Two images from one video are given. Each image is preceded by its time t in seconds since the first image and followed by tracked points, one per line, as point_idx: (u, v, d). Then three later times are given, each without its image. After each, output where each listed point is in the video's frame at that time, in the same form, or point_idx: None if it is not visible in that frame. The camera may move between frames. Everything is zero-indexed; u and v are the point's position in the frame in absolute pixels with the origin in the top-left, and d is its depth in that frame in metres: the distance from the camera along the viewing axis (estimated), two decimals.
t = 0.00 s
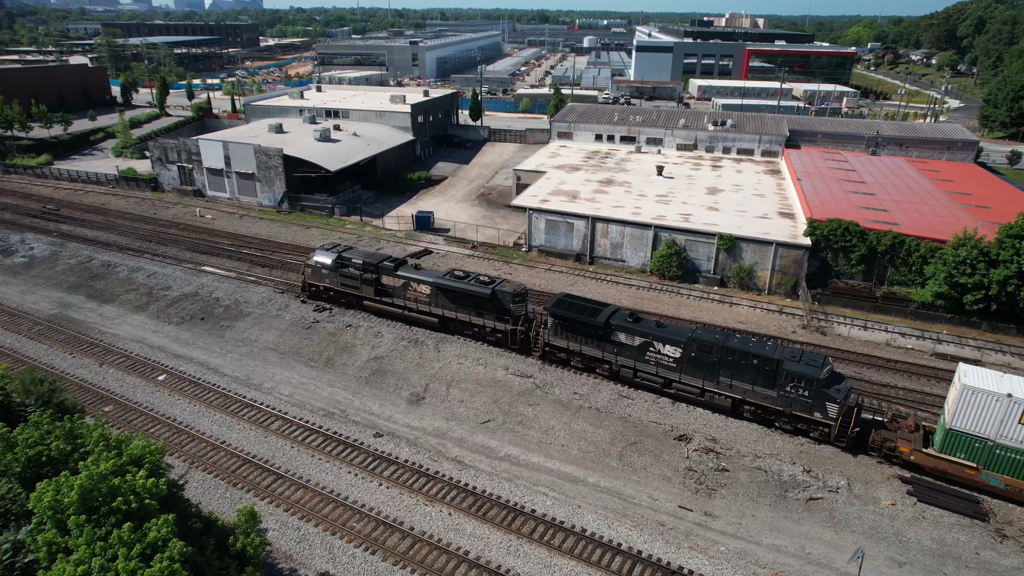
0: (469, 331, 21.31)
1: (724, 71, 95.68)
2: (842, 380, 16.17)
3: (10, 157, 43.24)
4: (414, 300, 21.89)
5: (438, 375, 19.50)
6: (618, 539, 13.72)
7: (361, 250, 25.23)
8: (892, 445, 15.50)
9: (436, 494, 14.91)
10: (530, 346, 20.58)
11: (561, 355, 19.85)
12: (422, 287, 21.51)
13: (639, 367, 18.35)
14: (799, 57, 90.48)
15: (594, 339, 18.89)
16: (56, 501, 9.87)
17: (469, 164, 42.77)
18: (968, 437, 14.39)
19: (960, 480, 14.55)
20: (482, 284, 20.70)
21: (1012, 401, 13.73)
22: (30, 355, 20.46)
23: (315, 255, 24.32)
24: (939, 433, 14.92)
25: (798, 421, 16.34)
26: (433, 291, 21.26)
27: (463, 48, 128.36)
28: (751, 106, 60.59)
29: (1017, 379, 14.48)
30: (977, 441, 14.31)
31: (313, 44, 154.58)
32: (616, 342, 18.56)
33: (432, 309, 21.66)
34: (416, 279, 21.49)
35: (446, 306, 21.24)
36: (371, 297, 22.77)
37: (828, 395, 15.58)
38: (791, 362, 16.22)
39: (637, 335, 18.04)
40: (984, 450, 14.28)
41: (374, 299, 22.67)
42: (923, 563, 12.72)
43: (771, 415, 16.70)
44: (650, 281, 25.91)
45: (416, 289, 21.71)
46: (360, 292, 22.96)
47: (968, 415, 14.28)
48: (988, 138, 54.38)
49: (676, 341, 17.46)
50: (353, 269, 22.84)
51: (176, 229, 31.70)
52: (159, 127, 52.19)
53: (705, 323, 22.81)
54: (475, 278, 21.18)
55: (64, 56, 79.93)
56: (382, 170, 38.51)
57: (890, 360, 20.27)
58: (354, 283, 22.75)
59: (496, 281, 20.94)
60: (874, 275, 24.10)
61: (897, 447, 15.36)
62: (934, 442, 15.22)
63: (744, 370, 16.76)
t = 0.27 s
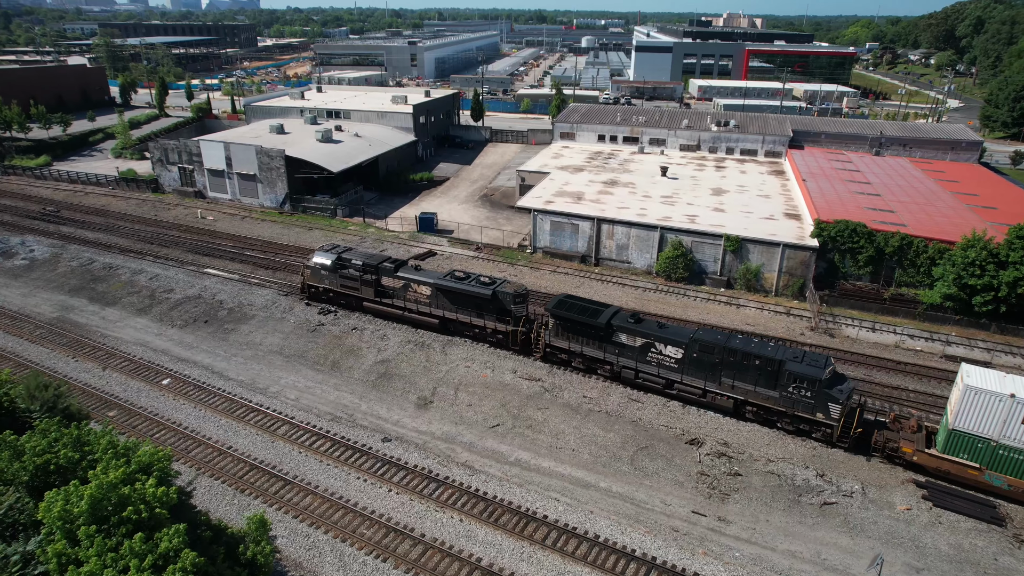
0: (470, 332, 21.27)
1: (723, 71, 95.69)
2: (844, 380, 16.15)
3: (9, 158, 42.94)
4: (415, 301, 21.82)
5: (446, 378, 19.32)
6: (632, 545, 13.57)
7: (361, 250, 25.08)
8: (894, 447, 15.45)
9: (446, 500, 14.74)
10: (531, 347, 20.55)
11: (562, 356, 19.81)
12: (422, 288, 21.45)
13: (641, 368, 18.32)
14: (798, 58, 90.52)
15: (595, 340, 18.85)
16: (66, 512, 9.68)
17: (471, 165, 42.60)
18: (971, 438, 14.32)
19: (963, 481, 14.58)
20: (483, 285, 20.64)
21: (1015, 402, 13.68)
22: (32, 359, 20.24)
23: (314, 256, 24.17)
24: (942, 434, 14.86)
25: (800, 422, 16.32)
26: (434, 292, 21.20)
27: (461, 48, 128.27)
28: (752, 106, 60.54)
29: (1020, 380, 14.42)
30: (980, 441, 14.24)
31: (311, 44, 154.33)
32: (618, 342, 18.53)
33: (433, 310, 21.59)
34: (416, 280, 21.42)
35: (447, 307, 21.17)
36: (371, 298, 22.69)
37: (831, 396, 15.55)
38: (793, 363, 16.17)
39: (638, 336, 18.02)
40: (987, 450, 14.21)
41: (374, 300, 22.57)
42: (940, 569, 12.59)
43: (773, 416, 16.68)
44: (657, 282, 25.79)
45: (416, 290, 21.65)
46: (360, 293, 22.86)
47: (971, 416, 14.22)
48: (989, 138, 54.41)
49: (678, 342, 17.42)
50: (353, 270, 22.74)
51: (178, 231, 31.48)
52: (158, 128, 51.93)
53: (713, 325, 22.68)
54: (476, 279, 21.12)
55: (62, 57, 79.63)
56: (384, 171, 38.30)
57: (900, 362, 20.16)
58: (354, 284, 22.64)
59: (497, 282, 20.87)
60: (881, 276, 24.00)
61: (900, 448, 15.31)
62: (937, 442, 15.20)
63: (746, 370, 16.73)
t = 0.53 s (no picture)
0: (470, 333, 21.23)
1: (723, 71, 95.68)
2: (846, 381, 16.05)
3: (8, 159, 42.65)
4: (415, 302, 21.76)
5: (453, 382, 19.15)
6: (645, 551, 13.41)
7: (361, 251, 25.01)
8: (897, 447, 15.46)
9: (457, 505, 14.56)
10: (532, 348, 20.62)
11: (563, 357, 19.78)
12: (422, 289, 21.41)
13: (642, 369, 18.31)
14: (798, 58, 90.49)
15: (596, 340, 18.83)
16: (75, 522, 9.50)
17: (474, 165, 42.44)
18: (973, 438, 14.28)
19: (966, 482, 14.58)
20: (483, 286, 20.59)
21: (1018, 402, 13.61)
22: (34, 363, 20.02)
23: (313, 258, 24.07)
24: (944, 434, 14.83)
25: (801, 423, 16.30)
26: (434, 293, 21.16)
27: (460, 48, 128.15)
28: (753, 106, 60.49)
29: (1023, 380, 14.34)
30: (983, 442, 14.20)
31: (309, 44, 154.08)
32: (619, 343, 18.51)
33: (433, 311, 21.53)
34: (416, 280, 21.41)
35: (447, 308, 21.12)
36: (371, 299, 22.63)
37: (833, 397, 15.49)
38: (795, 363, 16.12)
39: (640, 337, 18.01)
40: (989, 451, 14.17)
41: (374, 301, 22.51)
42: (958, 575, 12.46)
43: (775, 417, 16.67)
44: (663, 284, 25.67)
45: (416, 291, 21.61)
46: (360, 294, 22.81)
47: (974, 416, 14.17)
48: (990, 138, 54.42)
49: (679, 343, 17.41)
50: (353, 271, 22.68)
51: (179, 233, 31.26)
52: (158, 128, 51.69)
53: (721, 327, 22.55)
54: (476, 279, 21.07)
55: (60, 57, 79.30)
56: (386, 172, 38.07)
57: (910, 365, 20.04)
58: (354, 285, 22.62)
59: (497, 283, 20.87)
60: (889, 277, 23.90)
61: (902, 448, 15.32)
62: (939, 442, 15.18)
63: (747, 371, 16.72)
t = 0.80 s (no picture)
0: (471, 334, 21.17)
1: (723, 71, 95.65)
2: (848, 381, 16.10)
3: (7, 160, 42.36)
4: (415, 303, 21.68)
5: (461, 385, 18.99)
6: (659, 557, 13.26)
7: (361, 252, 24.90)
8: (898, 447, 15.45)
9: (468, 511, 14.40)
10: (533, 349, 20.60)
11: (564, 358, 19.72)
12: (422, 290, 21.35)
13: (644, 370, 18.29)
14: (797, 58, 90.52)
15: (597, 341, 18.81)
16: (86, 532, 9.32)
17: (476, 166, 42.28)
18: (976, 439, 14.31)
19: (969, 482, 14.56)
20: (483, 287, 20.54)
21: (1021, 402, 13.68)
22: (37, 366, 19.80)
23: (312, 259, 23.97)
24: (947, 435, 14.85)
25: (804, 424, 16.29)
26: (434, 294, 21.08)
27: (459, 48, 128.05)
28: (754, 106, 60.44)
29: None
30: (986, 442, 14.23)
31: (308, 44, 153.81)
32: (621, 344, 18.49)
33: (433, 312, 21.46)
34: (416, 281, 21.37)
35: (448, 309, 21.08)
36: (370, 300, 22.56)
37: (835, 397, 15.51)
38: (797, 364, 16.15)
39: (642, 338, 18.00)
40: (992, 451, 14.19)
41: (374, 303, 22.43)
42: None
43: (777, 418, 16.66)
44: (669, 286, 25.55)
45: (416, 293, 21.53)
46: (360, 295, 22.73)
47: (977, 416, 14.22)
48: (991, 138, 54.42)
49: (681, 344, 17.42)
50: (352, 273, 22.62)
51: (180, 234, 31.04)
52: (158, 129, 51.45)
53: (728, 329, 22.43)
54: (476, 280, 21.02)
55: (58, 57, 78.97)
56: (389, 173, 37.90)
57: (920, 367, 19.92)
58: (353, 287, 22.55)
59: (498, 284, 20.84)
60: (896, 279, 23.81)
61: (904, 449, 15.33)
62: (941, 443, 15.21)
63: (749, 372, 16.74)
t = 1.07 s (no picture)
0: (471, 335, 21.06)
1: (722, 71, 95.59)
2: (850, 382, 16.10)
3: (6, 161, 42.09)
4: (415, 304, 21.56)
5: (469, 389, 18.81)
6: (673, 563, 13.10)
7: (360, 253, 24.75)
8: (901, 448, 15.44)
9: (479, 517, 14.23)
10: (534, 350, 20.52)
11: (565, 359, 19.70)
12: (422, 292, 21.22)
13: (645, 371, 18.26)
14: (797, 58, 90.46)
15: (599, 342, 18.78)
16: (96, 543, 9.11)
17: (478, 167, 42.12)
18: (979, 439, 14.44)
19: (972, 483, 14.54)
20: (483, 288, 20.42)
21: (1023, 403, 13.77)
22: (39, 370, 19.60)
23: (311, 260, 23.84)
24: (950, 435, 14.99)
25: (806, 424, 16.27)
26: (434, 295, 20.96)
27: (458, 48, 127.77)
28: (755, 107, 60.35)
29: None
30: (988, 443, 14.37)
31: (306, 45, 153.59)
32: (622, 345, 18.46)
33: (433, 313, 21.36)
34: (416, 283, 21.25)
35: (448, 310, 21.00)
36: (370, 301, 22.42)
37: (837, 398, 15.50)
38: (799, 365, 16.15)
39: (643, 338, 17.98)
40: (995, 451, 14.34)
41: (374, 304, 22.32)
42: None
43: (780, 418, 16.64)
44: (675, 287, 25.42)
45: (416, 294, 21.41)
46: (360, 296, 22.60)
47: (979, 417, 14.34)
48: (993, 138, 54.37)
49: (682, 344, 17.41)
50: (352, 274, 22.51)
51: (182, 236, 30.83)
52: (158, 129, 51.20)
53: (736, 331, 22.30)
54: (476, 281, 20.88)
55: (56, 58, 78.62)
56: (391, 174, 37.72)
57: (930, 369, 19.80)
58: (353, 288, 22.44)
59: (498, 285, 20.67)
60: (904, 280, 23.71)
61: (907, 449, 15.33)
62: (944, 443, 15.23)
63: (751, 372, 16.73)
